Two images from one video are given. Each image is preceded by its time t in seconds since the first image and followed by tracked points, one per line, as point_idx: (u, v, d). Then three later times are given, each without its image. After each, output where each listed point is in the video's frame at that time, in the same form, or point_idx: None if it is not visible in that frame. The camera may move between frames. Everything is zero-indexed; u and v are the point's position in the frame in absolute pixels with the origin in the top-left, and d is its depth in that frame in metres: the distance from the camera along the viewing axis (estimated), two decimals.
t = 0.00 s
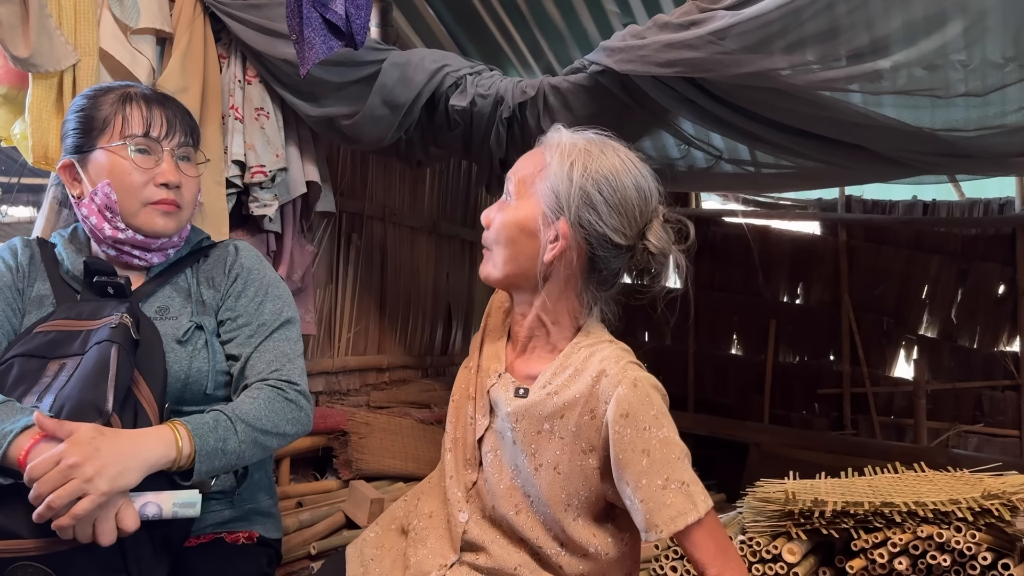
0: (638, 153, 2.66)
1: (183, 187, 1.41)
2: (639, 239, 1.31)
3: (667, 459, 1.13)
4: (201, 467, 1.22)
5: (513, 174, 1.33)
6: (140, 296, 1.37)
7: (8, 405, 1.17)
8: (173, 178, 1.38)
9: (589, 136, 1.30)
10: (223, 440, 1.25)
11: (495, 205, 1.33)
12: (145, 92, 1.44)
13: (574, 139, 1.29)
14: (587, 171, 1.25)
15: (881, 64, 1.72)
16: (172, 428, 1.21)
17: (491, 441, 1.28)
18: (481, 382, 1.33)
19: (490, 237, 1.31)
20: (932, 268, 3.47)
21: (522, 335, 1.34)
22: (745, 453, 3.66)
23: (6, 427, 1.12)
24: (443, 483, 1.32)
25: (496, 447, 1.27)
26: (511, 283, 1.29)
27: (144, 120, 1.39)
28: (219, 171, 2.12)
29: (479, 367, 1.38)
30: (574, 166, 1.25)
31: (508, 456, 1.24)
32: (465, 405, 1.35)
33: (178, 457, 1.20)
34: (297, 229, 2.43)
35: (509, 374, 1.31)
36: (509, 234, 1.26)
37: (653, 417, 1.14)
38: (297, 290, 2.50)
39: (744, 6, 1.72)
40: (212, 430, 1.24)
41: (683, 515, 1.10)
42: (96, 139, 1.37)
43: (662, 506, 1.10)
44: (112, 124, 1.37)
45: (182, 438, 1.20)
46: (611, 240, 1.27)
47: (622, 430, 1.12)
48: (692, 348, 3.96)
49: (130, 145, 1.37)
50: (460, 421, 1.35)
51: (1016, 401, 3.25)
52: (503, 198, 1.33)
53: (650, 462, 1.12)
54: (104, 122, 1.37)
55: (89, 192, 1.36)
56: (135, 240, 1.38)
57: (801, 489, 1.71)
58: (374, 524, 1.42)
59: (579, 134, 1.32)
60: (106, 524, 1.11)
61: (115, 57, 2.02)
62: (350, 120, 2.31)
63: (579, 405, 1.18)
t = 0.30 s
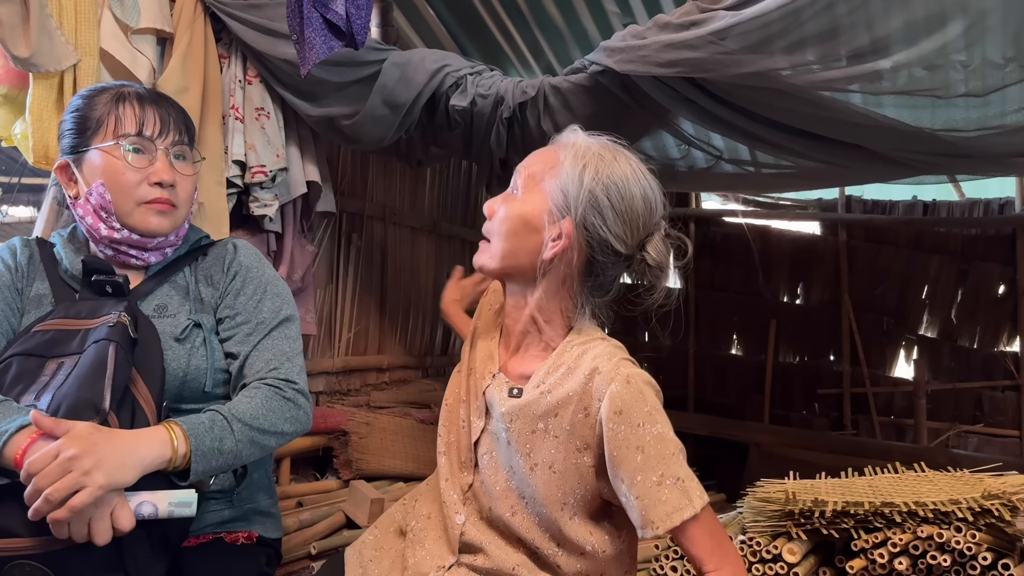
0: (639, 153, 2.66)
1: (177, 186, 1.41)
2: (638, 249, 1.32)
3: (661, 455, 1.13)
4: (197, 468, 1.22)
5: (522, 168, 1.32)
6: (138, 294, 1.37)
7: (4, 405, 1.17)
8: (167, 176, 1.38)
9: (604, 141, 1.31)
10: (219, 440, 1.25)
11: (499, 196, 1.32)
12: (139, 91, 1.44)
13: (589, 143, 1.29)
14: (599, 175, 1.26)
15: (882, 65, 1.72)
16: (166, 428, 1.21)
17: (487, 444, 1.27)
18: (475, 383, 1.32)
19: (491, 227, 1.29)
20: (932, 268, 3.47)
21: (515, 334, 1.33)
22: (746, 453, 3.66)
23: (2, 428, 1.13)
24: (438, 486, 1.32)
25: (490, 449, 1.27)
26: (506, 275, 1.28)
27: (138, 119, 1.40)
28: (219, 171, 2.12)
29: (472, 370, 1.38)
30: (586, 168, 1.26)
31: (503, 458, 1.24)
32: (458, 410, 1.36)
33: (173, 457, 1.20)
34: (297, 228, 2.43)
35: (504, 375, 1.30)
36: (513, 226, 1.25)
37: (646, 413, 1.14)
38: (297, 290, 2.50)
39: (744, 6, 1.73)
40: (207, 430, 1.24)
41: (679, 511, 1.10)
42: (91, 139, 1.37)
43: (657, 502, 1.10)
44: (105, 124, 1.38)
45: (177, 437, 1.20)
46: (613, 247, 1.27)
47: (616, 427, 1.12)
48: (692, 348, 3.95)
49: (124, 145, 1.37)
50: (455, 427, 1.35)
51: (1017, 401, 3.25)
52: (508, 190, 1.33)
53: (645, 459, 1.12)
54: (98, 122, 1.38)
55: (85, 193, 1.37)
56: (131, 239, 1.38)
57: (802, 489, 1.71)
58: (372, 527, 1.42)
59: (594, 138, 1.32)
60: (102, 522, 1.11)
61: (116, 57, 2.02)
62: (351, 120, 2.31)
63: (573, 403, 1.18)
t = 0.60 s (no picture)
0: (639, 154, 2.66)
1: (175, 183, 1.41)
2: (632, 263, 1.32)
3: (658, 452, 1.13)
4: (198, 467, 1.22)
5: (533, 165, 1.33)
6: (139, 294, 1.37)
7: (6, 405, 1.17)
8: (165, 173, 1.38)
9: (616, 152, 1.32)
10: (219, 440, 1.25)
11: (505, 189, 1.33)
12: (138, 90, 1.45)
13: (602, 151, 1.30)
14: (607, 184, 1.26)
15: (882, 66, 1.72)
16: (167, 428, 1.21)
17: (488, 448, 1.26)
18: (477, 387, 1.31)
19: (493, 218, 1.30)
20: (932, 269, 3.47)
21: (513, 334, 1.33)
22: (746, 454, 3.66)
23: (2, 428, 1.13)
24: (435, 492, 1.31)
25: (493, 453, 1.25)
26: (500, 265, 1.29)
27: (136, 117, 1.40)
28: (219, 171, 2.13)
29: (469, 374, 1.37)
30: (596, 175, 1.26)
31: (502, 462, 1.23)
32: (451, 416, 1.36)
33: (175, 456, 1.20)
34: (298, 229, 2.43)
35: (501, 378, 1.29)
36: (515, 219, 1.27)
37: (643, 410, 1.14)
38: (298, 291, 2.50)
39: (745, 7, 1.73)
40: (208, 430, 1.25)
41: (676, 508, 1.11)
42: (90, 138, 1.38)
43: (655, 499, 1.11)
44: (104, 122, 1.38)
45: (178, 438, 1.21)
46: (609, 255, 1.28)
47: (613, 424, 1.13)
48: (692, 348, 3.95)
49: (122, 142, 1.37)
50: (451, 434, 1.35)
51: (1017, 402, 3.26)
52: (515, 185, 1.34)
53: (642, 456, 1.13)
54: (96, 121, 1.38)
55: (84, 191, 1.37)
56: (130, 237, 1.38)
57: (802, 490, 1.71)
58: (372, 530, 1.42)
59: (609, 148, 1.33)
60: (103, 519, 1.11)
61: (117, 58, 2.03)
62: (352, 120, 2.31)
63: (572, 401, 1.18)
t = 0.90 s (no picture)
0: (640, 155, 2.67)
1: (179, 183, 1.40)
2: (617, 234, 1.31)
3: (656, 453, 1.14)
4: (200, 468, 1.22)
5: (484, 180, 1.29)
6: (142, 294, 1.37)
7: (8, 404, 1.17)
8: (168, 174, 1.38)
9: (563, 137, 1.31)
10: (221, 442, 1.25)
11: (468, 211, 1.30)
12: (142, 90, 1.45)
13: (548, 143, 1.29)
14: (567, 173, 1.26)
15: (883, 67, 1.72)
16: (169, 429, 1.22)
17: (485, 454, 1.25)
18: (474, 394, 1.30)
19: (468, 245, 1.27)
20: (933, 270, 3.47)
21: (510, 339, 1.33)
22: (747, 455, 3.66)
23: (3, 427, 1.13)
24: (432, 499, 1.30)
25: (489, 460, 1.25)
26: (494, 290, 1.26)
27: (139, 117, 1.40)
28: (220, 172, 2.13)
29: (465, 381, 1.35)
30: (554, 169, 1.26)
31: (498, 468, 1.22)
32: (445, 423, 1.35)
33: (177, 457, 1.21)
34: (299, 230, 2.43)
35: (499, 384, 1.28)
36: (492, 241, 1.24)
37: (642, 412, 1.14)
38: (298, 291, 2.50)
39: (745, 7, 1.73)
40: (210, 431, 1.25)
41: (676, 510, 1.11)
42: (94, 138, 1.38)
43: (654, 501, 1.11)
44: (108, 122, 1.38)
45: (180, 438, 1.21)
46: (593, 239, 1.27)
47: (612, 426, 1.13)
48: (693, 349, 3.94)
49: (125, 142, 1.37)
50: (447, 442, 1.34)
51: (1017, 403, 3.27)
52: (476, 204, 1.30)
53: (641, 458, 1.13)
54: (100, 121, 1.38)
55: (88, 191, 1.37)
56: (133, 237, 1.38)
57: (803, 491, 1.71)
58: (370, 532, 1.42)
59: (552, 136, 1.32)
60: (103, 514, 1.11)
61: (118, 58, 2.03)
62: (353, 121, 2.31)
63: (571, 402, 1.18)
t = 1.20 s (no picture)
0: (640, 155, 2.67)
1: (184, 185, 1.40)
2: (599, 215, 1.32)
3: (658, 458, 1.13)
4: (202, 475, 1.22)
5: (454, 201, 1.28)
6: (147, 296, 1.38)
7: (13, 406, 1.18)
8: (173, 174, 1.38)
9: (517, 139, 1.28)
10: (224, 448, 1.25)
11: (448, 235, 1.29)
12: (148, 90, 1.45)
13: (503, 148, 1.27)
14: (531, 174, 1.24)
15: (883, 67, 1.72)
16: (172, 434, 1.22)
17: (483, 459, 1.25)
18: (473, 399, 1.30)
19: (456, 268, 1.27)
20: (933, 270, 3.47)
21: (509, 344, 1.33)
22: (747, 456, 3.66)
23: (8, 429, 1.13)
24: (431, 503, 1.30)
25: (487, 465, 1.24)
26: (492, 304, 1.26)
27: (144, 118, 1.40)
28: (220, 173, 2.13)
29: (465, 386, 1.35)
30: (517, 175, 1.24)
31: (497, 471, 1.22)
32: (445, 426, 1.35)
33: (181, 463, 1.20)
34: (299, 231, 2.43)
35: (499, 388, 1.28)
36: (478, 260, 1.23)
37: (643, 416, 1.14)
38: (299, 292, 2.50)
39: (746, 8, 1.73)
40: (212, 437, 1.25)
41: (677, 513, 1.11)
42: (100, 138, 1.38)
43: (655, 505, 1.11)
44: (113, 122, 1.38)
45: (184, 444, 1.21)
46: (575, 228, 1.28)
47: (613, 430, 1.13)
48: (693, 350, 3.94)
49: (130, 143, 1.37)
50: (446, 446, 1.33)
51: (1018, 403, 3.26)
52: (453, 227, 1.29)
53: (642, 462, 1.13)
54: (106, 121, 1.38)
55: (93, 191, 1.38)
56: (138, 238, 1.38)
57: (804, 492, 1.71)
58: (370, 534, 1.42)
59: (504, 139, 1.29)
60: (103, 516, 1.10)
61: (119, 59, 2.03)
62: (353, 122, 2.32)
63: (572, 406, 1.18)
